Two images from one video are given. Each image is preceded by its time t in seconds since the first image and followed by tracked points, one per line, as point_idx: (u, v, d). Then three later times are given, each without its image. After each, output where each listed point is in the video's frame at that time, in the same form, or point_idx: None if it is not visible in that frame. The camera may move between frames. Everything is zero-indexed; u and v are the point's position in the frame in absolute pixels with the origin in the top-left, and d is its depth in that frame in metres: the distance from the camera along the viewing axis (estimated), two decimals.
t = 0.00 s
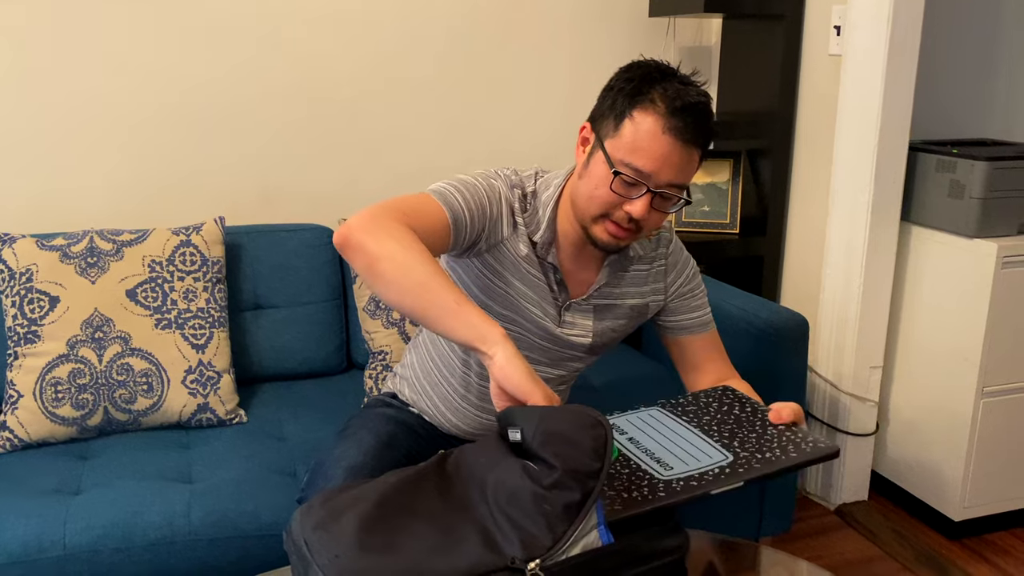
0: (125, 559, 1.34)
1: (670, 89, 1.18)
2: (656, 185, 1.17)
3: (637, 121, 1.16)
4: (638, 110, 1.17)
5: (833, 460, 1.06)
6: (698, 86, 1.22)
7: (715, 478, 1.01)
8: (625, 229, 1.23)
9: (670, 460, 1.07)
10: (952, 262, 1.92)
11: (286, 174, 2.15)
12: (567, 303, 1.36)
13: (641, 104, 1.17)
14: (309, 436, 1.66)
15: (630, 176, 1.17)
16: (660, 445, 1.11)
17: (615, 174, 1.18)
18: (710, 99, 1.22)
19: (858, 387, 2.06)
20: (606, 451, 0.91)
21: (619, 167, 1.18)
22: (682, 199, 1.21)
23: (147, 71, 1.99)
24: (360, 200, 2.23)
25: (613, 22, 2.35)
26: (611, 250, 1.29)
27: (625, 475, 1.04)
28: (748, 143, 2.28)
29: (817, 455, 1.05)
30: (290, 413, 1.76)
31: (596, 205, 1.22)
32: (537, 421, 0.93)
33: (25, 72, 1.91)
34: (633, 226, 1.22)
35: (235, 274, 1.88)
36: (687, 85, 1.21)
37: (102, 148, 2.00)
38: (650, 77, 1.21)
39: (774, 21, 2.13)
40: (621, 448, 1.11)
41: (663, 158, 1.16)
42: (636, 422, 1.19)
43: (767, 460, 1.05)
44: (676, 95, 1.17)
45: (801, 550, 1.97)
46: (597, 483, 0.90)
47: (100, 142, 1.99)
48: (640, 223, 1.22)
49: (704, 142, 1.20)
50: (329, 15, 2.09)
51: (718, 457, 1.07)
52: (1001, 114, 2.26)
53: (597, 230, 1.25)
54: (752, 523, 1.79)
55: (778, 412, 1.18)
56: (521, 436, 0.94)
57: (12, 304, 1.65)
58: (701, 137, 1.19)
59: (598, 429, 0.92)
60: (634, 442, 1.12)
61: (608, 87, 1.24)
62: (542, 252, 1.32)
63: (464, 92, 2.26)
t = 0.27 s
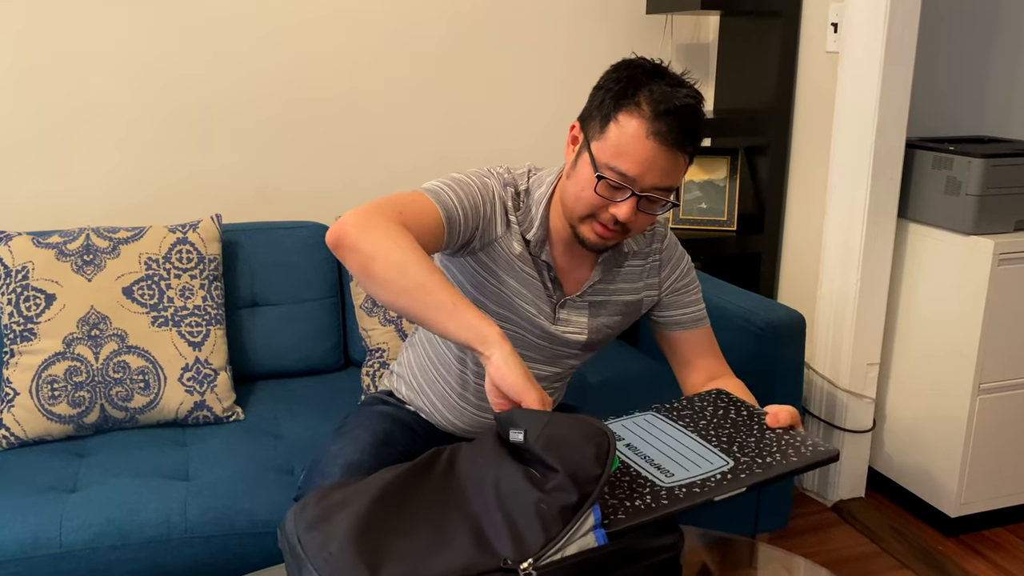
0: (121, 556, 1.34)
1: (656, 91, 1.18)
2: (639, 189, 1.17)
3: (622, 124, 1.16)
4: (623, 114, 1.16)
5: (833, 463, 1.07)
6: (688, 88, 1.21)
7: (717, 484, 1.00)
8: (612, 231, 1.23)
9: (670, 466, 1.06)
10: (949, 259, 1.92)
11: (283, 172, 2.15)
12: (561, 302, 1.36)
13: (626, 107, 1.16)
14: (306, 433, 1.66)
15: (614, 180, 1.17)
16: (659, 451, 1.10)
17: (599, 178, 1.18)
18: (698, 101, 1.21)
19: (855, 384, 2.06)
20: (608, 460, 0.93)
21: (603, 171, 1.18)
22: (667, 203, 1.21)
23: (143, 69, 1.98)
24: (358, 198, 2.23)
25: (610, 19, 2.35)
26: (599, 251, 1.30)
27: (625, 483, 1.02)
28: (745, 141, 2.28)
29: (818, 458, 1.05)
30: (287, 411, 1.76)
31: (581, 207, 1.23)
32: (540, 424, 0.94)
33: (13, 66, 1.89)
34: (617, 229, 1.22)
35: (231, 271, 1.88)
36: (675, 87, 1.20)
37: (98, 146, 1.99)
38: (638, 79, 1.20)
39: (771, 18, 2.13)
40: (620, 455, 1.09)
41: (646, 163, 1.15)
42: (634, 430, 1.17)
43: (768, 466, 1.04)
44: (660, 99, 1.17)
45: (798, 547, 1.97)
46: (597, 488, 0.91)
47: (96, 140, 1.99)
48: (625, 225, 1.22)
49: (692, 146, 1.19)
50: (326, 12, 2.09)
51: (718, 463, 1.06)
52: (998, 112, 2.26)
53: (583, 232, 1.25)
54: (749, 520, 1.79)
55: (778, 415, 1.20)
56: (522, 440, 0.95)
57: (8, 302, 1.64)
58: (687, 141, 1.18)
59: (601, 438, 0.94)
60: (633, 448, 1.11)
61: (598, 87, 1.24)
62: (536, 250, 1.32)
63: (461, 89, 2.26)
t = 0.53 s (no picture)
0: (118, 554, 1.34)
1: (655, 91, 1.18)
2: (638, 189, 1.17)
3: (622, 124, 1.16)
4: (622, 114, 1.16)
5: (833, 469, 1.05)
6: (687, 88, 1.21)
7: (716, 485, 1.00)
8: (609, 231, 1.23)
9: (669, 466, 1.06)
10: (945, 255, 1.92)
11: (280, 169, 2.15)
12: (559, 300, 1.35)
13: (625, 107, 1.16)
14: (303, 430, 1.66)
15: (613, 180, 1.17)
16: (660, 451, 1.10)
17: (598, 178, 1.18)
18: (697, 101, 1.20)
19: (851, 380, 2.06)
20: (603, 457, 0.94)
21: (602, 171, 1.18)
22: (666, 203, 1.21)
23: (139, 65, 1.98)
24: (355, 195, 2.23)
25: (607, 15, 2.35)
26: (597, 252, 1.30)
27: (624, 482, 1.03)
28: (742, 137, 2.28)
29: (818, 463, 1.04)
30: (284, 407, 1.76)
31: (580, 207, 1.23)
32: (535, 421, 0.95)
33: (9, 62, 1.89)
34: (616, 229, 1.22)
35: (228, 268, 1.88)
36: (675, 87, 1.20)
37: (95, 142, 1.99)
38: (637, 78, 1.20)
39: (768, 14, 2.13)
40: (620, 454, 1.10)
41: (645, 163, 1.15)
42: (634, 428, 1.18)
43: (769, 469, 1.04)
44: (660, 99, 1.17)
45: (794, 543, 1.98)
46: (593, 484, 0.92)
47: (92, 136, 1.98)
48: (623, 226, 1.22)
49: (691, 146, 1.19)
50: (323, 8, 2.09)
51: (718, 465, 1.06)
52: (995, 109, 2.26)
53: (581, 232, 1.25)
54: (745, 517, 1.79)
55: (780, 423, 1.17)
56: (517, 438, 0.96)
57: (3, 298, 1.63)
58: (686, 141, 1.18)
59: (596, 435, 0.95)
60: (634, 447, 1.11)
61: (596, 87, 1.24)
62: (533, 249, 1.31)
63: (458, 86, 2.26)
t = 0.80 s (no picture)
0: (115, 550, 1.34)
1: (656, 92, 1.17)
2: (639, 190, 1.17)
3: (622, 124, 1.15)
4: (622, 114, 1.16)
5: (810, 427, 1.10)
6: (689, 88, 1.21)
7: (703, 461, 1.01)
8: (609, 233, 1.23)
9: (651, 445, 1.06)
10: (943, 251, 1.92)
11: (277, 165, 2.14)
12: (557, 300, 1.35)
13: (626, 107, 1.16)
14: (300, 426, 1.67)
15: (614, 180, 1.17)
16: (638, 432, 1.10)
17: (598, 178, 1.18)
18: (698, 102, 1.20)
19: (849, 376, 2.06)
20: (599, 453, 0.93)
21: (603, 171, 1.17)
22: (667, 203, 1.21)
23: (135, 61, 1.97)
24: (352, 191, 2.23)
25: (604, 11, 2.34)
26: (597, 253, 1.29)
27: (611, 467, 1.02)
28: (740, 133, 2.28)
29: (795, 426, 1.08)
30: (281, 404, 1.76)
31: (581, 207, 1.22)
32: (529, 424, 0.95)
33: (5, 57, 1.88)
34: (617, 229, 1.22)
35: (225, 265, 1.88)
36: (676, 87, 1.20)
37: (91, 139, 1.98)
38: (638, 79, 1.20)
39: (765, 9, 2.13)
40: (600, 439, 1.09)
41: (646, 164, 1.15)
42: (614, 414, 1.17)
43: (748, 437, 1.07)
44: (661, 99, 1.16)
45: (792, 539, 1.98)
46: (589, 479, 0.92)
47: (89, 133, 1.98)
48: (624, 226, 1.22)
49: (692, 147, 1.19)
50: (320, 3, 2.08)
51: (699, 438, 1.07)
52: (992, 104, 2.26)
53: (582, 233, 1.25)
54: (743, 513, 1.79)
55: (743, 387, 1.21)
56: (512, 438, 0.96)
57: None
58: (688, 141, 1.18)
59: (590, 431, 0.95)
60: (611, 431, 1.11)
61: (596, 87, 1.24)
62: (532, 250, 1.31)
63: (455, 82, 2.25)
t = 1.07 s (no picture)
0: (113, 546, 1.34)
1: (648, 78, 1.17)
2: (637, 177, 1.17)
3: (616, 112, 1.15)
4: (616, 102, 1.16)
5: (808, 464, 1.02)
6: (680, 74, 1.21)
7: (698, 480, 0.95)
8: (609, 223, 1.23)
9: (646, 459, 1.01)
10: (941, 247, 1.92)
11: (274, 161, 2.14)
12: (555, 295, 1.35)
13: (619, 94, 1.16)
14: (298, 422, 1.66)
15: (611, 168, 1.17)
16: (634, 444, 1.06)
17: (595, 167, 1.18)
18: (691, 87, 1.20)
19: (847, 372, 2.06)
20: (593, 449, 0.93)
21: (599, 160, 1.17)
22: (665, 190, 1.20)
23: (133, 57, 1.97)
24: (350, 187, 2.23)
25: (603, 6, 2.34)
26: (597, 245, 1.29)
27: (601, 478, 0.98)
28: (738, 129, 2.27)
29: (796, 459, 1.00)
30: (279, 400, 1.76)
31: (579, 199, 1.22)
32: (527, 417, 0.96)
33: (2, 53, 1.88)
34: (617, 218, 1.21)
35: (222, 261, 1.88)
36: (667, 73, 1.20)
37: (88, 135, 1.98)
38: (629, 67, 1.20)
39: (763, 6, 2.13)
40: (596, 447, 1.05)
41: (642, 150, 1.15)
42: (610, 422, 1.13)
43: (747, 464, 0.99)
44: (654, 85, 1.16)
45: (789, 535, 1.98)
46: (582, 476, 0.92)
47: (86, 129, 1.97)
48: (623, 215, 1.21)
49: (687, 131, 1.19)
50: None
51: (697, 459, 1.00)
52: (991, 100, 2.26)
53: (582, 224, 1.25)
54: (740, 509, 1.79)
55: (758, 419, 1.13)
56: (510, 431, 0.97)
57: None
58: (683, 127, 1.17)
59: (587, 428, 0.95)
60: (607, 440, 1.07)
61: (589, 78, 1.24)
62: (529, 246, 1.31)
63: (453, 78, 2.25)
